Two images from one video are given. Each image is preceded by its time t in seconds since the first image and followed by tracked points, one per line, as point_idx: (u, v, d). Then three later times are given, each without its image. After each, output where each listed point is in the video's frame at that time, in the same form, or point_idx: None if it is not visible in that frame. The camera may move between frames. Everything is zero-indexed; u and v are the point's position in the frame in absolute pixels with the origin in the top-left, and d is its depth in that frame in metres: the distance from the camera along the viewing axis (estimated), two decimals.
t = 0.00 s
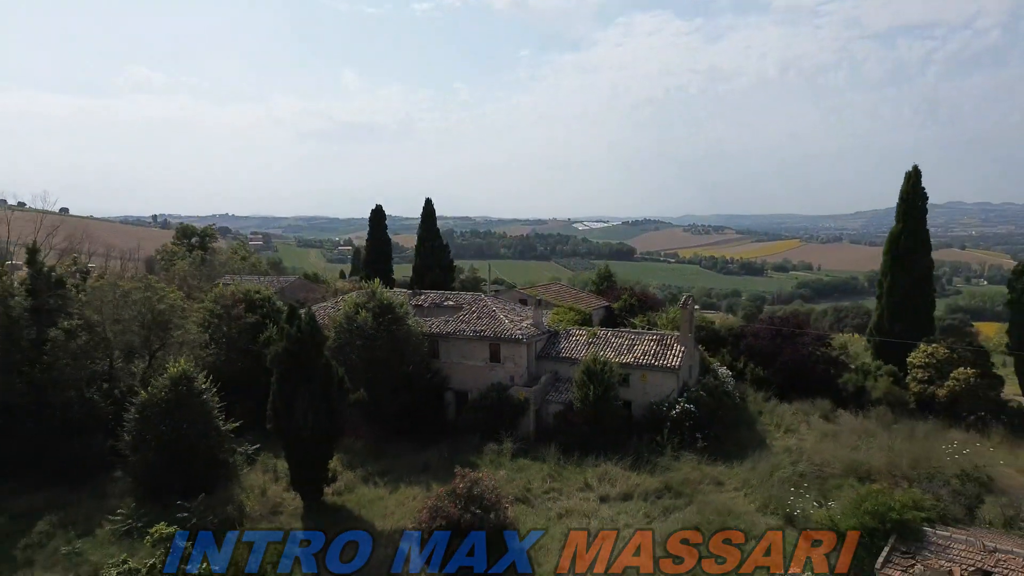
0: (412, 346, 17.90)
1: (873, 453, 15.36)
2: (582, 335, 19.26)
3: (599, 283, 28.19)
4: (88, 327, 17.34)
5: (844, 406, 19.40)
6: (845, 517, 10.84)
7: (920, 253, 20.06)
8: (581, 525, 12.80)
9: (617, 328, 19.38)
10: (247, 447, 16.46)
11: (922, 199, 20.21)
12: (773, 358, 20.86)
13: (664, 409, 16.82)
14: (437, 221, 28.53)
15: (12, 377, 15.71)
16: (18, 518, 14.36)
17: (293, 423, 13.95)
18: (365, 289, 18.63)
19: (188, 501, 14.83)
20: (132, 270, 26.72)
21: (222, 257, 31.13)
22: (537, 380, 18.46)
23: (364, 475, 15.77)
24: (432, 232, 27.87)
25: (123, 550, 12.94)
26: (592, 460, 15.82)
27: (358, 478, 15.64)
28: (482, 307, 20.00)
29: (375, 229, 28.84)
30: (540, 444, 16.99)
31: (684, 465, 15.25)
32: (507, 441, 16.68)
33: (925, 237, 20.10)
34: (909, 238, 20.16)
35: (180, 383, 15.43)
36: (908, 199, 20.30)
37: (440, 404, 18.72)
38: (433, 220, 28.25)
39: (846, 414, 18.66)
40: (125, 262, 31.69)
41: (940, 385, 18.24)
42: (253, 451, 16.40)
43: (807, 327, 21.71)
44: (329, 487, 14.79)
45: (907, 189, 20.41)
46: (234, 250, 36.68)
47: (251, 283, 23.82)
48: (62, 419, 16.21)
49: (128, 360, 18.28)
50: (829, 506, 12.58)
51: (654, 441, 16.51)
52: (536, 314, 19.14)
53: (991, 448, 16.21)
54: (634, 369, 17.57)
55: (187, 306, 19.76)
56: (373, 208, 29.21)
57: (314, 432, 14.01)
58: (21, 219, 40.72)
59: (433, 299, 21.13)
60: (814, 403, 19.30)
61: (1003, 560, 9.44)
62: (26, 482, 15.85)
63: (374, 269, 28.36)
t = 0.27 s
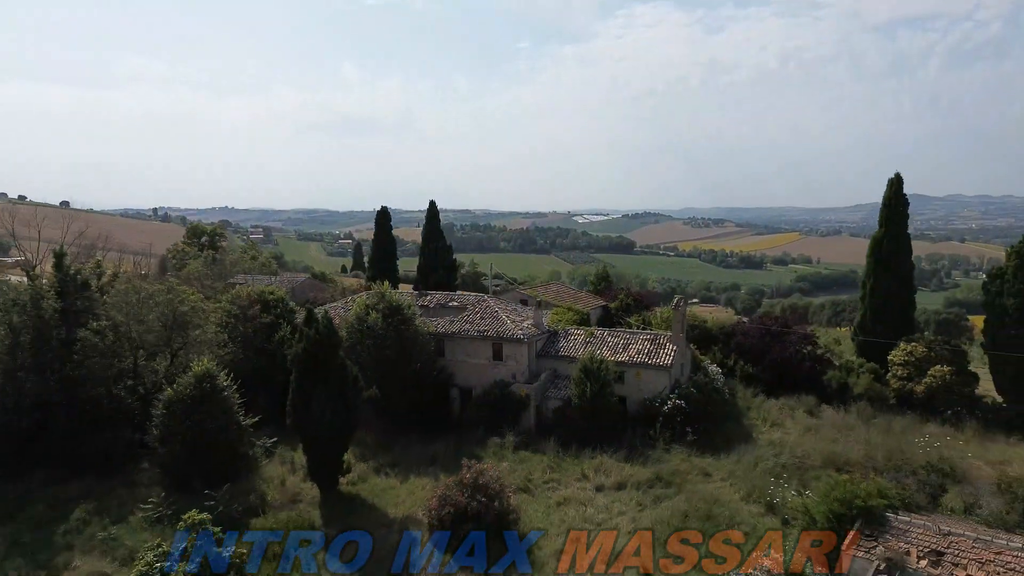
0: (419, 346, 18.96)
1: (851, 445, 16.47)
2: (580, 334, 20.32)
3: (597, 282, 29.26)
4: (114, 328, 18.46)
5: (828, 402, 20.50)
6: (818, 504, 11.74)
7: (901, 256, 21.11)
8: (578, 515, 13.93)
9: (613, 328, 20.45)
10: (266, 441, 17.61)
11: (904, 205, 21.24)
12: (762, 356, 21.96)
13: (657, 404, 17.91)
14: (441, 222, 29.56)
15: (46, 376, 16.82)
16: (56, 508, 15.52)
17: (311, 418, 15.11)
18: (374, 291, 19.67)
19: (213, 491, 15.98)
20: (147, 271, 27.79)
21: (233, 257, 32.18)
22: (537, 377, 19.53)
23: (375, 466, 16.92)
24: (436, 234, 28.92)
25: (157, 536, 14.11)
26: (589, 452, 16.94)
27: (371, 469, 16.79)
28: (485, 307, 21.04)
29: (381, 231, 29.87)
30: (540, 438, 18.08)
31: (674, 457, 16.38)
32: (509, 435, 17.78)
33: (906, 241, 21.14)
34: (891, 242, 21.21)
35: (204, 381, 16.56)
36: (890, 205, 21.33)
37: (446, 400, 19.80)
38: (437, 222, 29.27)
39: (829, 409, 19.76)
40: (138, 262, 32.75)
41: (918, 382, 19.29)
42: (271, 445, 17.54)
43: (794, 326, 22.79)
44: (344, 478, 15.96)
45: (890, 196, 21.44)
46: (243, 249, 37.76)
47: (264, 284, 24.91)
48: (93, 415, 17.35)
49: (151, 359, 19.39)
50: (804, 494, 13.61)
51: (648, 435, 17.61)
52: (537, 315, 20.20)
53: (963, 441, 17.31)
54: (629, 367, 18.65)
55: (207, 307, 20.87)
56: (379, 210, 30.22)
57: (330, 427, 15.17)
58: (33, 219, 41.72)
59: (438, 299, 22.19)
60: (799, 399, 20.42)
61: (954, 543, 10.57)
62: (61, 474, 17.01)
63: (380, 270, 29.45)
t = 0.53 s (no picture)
0: (426, 343, 20.05)
1: (831, 436, 17.60)
2: (578, 332, 21.42)
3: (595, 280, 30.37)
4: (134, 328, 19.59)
5: (813, 395, 21.63)
6: (793, 490, 12.97)
7: (884, 257, 22.18)
8: (575, 505, 15.18)
9: (610, 326, 21.54)
10: (283, 432, 18.77)
11: (887, 208, 22.27)
12: (752, 351, 22.92)
13: (650, 398, 19.02)
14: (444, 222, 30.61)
15: (76, 372, 17.92)
16: (89, 495, 16.68)
17: (327, 411, 16.37)
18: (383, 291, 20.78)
19: (236, 479, 17.13)
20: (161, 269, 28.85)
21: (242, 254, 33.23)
22: (538, 372, 20.64)
23: (386, 457, 18.08)
24: (439, 233, 29.96)
25: (186, 521, 15.28)
26: (586, 444, 18.07)
27: (381, 459, 17.96)
28: (487, 306, 22.12)
29: (386, 230, 30.92)
30: (540, 430, 19.19)
31: (665, 447, 17.54)
32: (511, 428, 18.90)
33: (889, 243, 22.19)
34: (874, 244, 22.28)
35: (226, 376, 17.64)
36: (874, 209, 22.36)
37: (451, 394, 20.91)
38: (441, 221, 30.32)
39: (814, 402, 20.89)
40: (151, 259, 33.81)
41: (897, 377, 20.40)
42: (288, 436, 18.70)
43: (783, 323, 23.88)
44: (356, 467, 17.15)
45: (873, 200, 22.47)
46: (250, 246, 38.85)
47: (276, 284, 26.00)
48: (120, 409, 18.47)
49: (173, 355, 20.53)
50: (783, 481, 14.75)
51: (641, 427, 18.74)
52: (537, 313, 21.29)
53: (937, 433, 18.45)
54: (624, 363, 19.75)
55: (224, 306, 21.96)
56: (383, 209, 31.24)
57: (345, 420, 16.40)
58: (44, 216, 42.74)
59: (443, 298, 23.28)
60: (786, 393, 21.54)
61: (914, 525, 11.73)
62: (91, 463, 18.15)
63: (385, 270, 30.50)
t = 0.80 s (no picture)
0: (432, 336, 21.15)
1: (814, 424, 18.77)
2: (576, 325, 22.51)
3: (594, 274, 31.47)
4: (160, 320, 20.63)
5: (800, 385, 22.77)
6: (773, 474, 14.22)
7: (868, 254, 23.22)
8: (573, 489, 16.38)
9: (607, 319, 22.63)
10: (298, 421, 19.94)
11: (871, 207, 23.28)
12: (742, 343, 24.07)
13: (644, 388, 20.14)
14: (447, 217, 31.67)
15: (102, 364, 19.08)
16: (118, 478, 17.88)
17: (341, 400, 17.57)
18: (392, 286, 21.88)
19: (255, 464, 18.28)
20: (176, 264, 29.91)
21: (252, 249, 34.32)
22: (538, 363, 21.75)
23: (395, 443, 19.25)
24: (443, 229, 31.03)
25: (211, 502, 16.48)
26: (583, 431, 19.23)
27: (391, 445, 19.14)
28: (490, 300, 23.20)
29: (390, 226, 31.97)
30: (541, 417, 20.33)
31: (658, 434, 18.70)
32: (512, 416, 20.05)
33: (873, 240, 23.23)
34: (859, 241, 23.31)
35: (244, 367, 18.62)
36: (859, 207, 23.37)
37: (456, 384, 22.03)
38: (444, 217, 31.37)
39: (800, 392, 22.04)
40: (163, 254, 34.91)
41: (879, 367, 21.53)
42: (303, 424, 19.88)
43: (773, 316, 24.99)
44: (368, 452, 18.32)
45: (858, 198, 23.47)
46: (259, 241, 39.95)
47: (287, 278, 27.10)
48: (144, 398, 19.63)
49: (193, 347, 21.65)
50: (766, 465, 15.91)
51: (636, 415, 19.88)
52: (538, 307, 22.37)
53: (914, 420, 19.61)
54: (620, 355, 20.85)
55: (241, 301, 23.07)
56: (388, 205, 32.27)
57: (358, 408, 17.58)
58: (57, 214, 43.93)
59: (448, 293, 24.37)
60: (774, 382, 22.69)
61: (881, 505, 12.88)
62: (119, 449, 19.33)
63: (391, 266, 31.63)
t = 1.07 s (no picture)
0: (438, 326, 22.26)
1: (798, 409, 19.93)
2: (575, 317, 23.62)
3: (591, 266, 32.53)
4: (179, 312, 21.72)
5: (788, 373, 23.92)
6: (755, 456, 15.39)
7: (854, 248, 24.22)
8: (570, 471, 17.57)
9: (604, 311, 23.73)
10: (311, 407, 21.10)
11: (858, 203, 24.24)
12: (733, 333, 25.21)
13: (639, 377, 21.28)
14: (450, 211, 32.70)
15: (126, 354, 20.18)
16: (144, 460, 19.06)
17: (354, 388, 18.72)
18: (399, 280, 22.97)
19: (273, 448, 19.46)
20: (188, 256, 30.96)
21: (260, 241, 35.35)
22: (538, 353, 22.88)
23: (404, 428, 20.43)
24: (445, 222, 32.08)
25: (233, 483, 17.70)
26: (581, 417, 20.40)
27: (400, 430, 20.33)
28: (493, 292, 24.27)
29: (395, 219, 33.00)
30: (541, 404, 21.49)
31: (651, 419, 19.88)
32: (514, 402, 21.21)
33: (859, 235, 24.20)
34: (846, 236, 24.30)
35: (261, 358, 19.80)
36: (846, 203, 24.29)
37: (460, 372, 23.17)
38: (447, 211, 32.41)
39: (787, 380, 23.19)
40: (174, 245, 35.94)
41: (862, 357, 22.67)
42: (316, 410, 21.04)
43: (763, 307, 26.10)
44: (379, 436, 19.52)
45: (845, 195, 24.38)
46: (266, 233, 41.00)
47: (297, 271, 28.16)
48: (166, 385, 20.77)
49: (210, 338, 22.75)
50: (750, 448, 17.10)
51: (631, 402, 21.04)
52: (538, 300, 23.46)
53: (893, 406, 20.77)
54: (616, 345, 21.97)
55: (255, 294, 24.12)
56: (392, 199, 33.27)
57: (369, 396, 18.74)
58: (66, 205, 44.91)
59: (452, 285, 25.44)
60: (762, 371, 23.84)
61: (853, 483, 14.09)
62: (143, 433, 20.50)
63: (395, 258, 32.73)
